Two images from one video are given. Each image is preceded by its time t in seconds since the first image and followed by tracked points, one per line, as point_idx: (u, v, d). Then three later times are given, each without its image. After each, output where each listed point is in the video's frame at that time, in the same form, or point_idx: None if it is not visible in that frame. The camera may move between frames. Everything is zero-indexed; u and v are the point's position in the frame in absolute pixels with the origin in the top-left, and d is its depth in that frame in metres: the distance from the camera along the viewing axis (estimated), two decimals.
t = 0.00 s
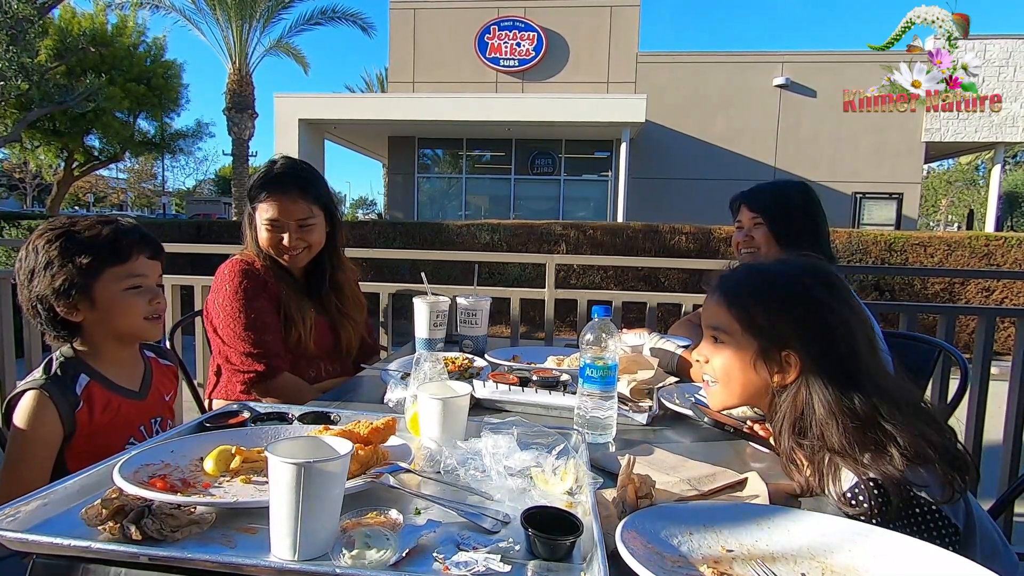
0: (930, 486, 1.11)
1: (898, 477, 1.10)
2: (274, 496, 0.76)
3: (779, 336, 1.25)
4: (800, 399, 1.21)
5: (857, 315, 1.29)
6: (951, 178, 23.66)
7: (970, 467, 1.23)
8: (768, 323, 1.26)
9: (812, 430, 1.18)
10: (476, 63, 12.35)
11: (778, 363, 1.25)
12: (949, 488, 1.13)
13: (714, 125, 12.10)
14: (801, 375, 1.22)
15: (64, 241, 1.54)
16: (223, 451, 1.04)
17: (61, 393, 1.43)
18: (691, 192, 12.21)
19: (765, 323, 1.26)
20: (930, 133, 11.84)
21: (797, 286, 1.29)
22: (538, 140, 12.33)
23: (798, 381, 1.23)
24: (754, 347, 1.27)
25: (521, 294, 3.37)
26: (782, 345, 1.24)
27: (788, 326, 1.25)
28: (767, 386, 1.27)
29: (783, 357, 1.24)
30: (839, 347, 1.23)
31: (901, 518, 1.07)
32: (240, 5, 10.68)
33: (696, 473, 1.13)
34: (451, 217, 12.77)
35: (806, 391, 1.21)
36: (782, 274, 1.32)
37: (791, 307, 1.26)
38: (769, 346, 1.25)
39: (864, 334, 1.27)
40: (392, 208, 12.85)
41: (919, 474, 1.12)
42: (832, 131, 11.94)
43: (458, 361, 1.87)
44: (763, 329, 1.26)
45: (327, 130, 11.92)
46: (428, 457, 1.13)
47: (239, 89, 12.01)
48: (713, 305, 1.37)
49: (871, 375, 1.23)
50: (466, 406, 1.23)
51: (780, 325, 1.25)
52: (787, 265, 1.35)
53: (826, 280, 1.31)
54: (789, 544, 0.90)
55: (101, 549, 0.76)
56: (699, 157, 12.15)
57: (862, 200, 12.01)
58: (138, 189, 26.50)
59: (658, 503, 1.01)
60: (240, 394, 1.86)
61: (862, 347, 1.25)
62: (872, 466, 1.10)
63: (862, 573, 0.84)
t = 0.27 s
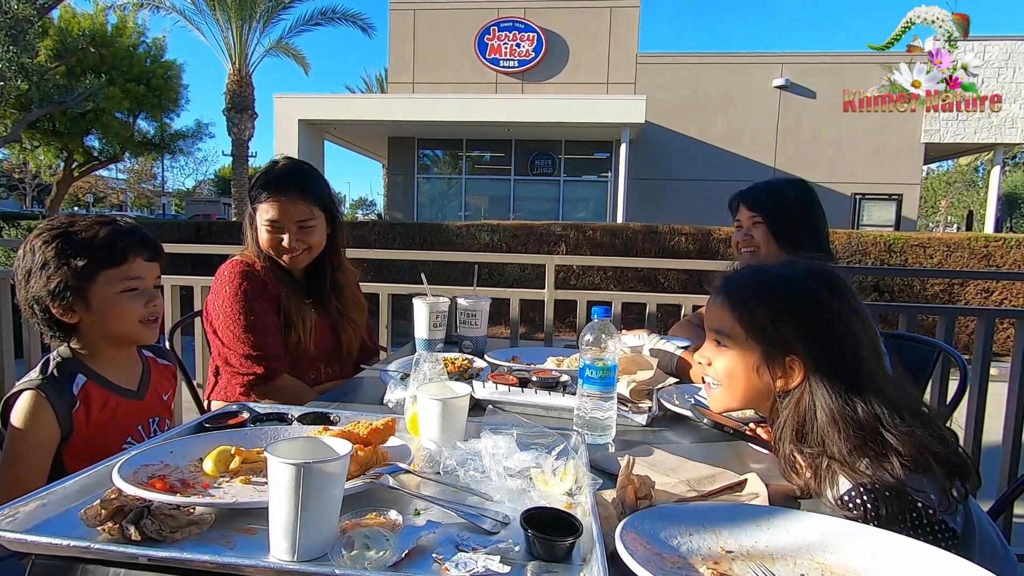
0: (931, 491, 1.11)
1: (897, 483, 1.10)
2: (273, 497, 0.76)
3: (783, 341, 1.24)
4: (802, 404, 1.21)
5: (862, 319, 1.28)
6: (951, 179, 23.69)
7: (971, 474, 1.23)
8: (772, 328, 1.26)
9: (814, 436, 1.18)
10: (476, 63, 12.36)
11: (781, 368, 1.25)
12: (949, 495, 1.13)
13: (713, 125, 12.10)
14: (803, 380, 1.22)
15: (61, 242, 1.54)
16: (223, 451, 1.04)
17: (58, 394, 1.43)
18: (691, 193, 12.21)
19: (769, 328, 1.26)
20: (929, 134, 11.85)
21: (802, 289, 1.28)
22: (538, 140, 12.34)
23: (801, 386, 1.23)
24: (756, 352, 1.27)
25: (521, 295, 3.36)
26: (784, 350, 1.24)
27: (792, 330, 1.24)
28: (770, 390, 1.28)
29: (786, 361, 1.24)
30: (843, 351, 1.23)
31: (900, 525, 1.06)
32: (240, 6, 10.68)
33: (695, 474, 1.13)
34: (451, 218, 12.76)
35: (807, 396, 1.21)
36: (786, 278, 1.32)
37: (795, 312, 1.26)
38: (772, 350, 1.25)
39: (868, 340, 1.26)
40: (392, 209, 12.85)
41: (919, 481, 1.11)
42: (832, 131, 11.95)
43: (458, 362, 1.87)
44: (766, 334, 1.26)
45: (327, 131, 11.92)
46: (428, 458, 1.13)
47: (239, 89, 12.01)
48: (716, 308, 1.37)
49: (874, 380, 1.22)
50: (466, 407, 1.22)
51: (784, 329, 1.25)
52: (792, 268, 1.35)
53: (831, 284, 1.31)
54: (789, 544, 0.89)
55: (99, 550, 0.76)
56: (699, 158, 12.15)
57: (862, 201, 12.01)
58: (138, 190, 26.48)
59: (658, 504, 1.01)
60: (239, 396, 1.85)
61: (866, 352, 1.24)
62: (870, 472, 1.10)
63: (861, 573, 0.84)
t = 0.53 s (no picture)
0: (930, 492, 1.11)
1: (897, 483, 1.09)
2: (272, 498, 0.76)
3: (783, 342, 1.25)
4: (802, 405, 1.21)
5: (864, 321, 1.28)
6: (950, 180, 23.73)
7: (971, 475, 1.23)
8: (772, 330, 1.26)
9: (813, 437, 1.18)
10: (476, 64, 12.36)
11: (781, 369, 1.25)
12: (948, 496, 1.13)
13: (713, 126, 12.11)
14: (804, 381, 1.23)
15: (60, 242, 1.54)
16: (222, 451, 1.04)
17: (57, 393, 1.43)
18: (690, 193, 12.22)
19: (770, 330, 1.26)
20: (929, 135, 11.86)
21: (803, 291, 1.28)
22: (538, 141, 12.35)
23: (801, 387, 1.23)
24: (757, 354, 1.27)
25: (520, 295, 3.36)
26: (786, 351, 1.25)
27: (793, 331, 1.25)
28: (769, 392, 1.28)
29: (787, 363, 1.25)
30: (844, 352, 1.23)
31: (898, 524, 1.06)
32: (240, 6, 10.69)
33: (695, 475, 1.13)
34: (450, 218, 12.77)
35: (808, 397, 1.21)
36: (787, 279, 1.32)
37: (797, 313, 1.26)
38: (774, 351, 1.26)
39: (869, 340, 1.26)
40: (391, 209, 12.85)
41: (918, 481, 1.11)
42: (831, 132, 11.95)
43: (457, 362, 1.86)
44: (766, 335, 1.26)
45: (327, 131, 11.92)
46: (427, 458, 1.13)
47: (239, 90, 12.01)
48: (717, 308, 1.37)
49: (875, 381, 1.22)
50: (465, 407, 1.22)
51: (784, 331, 1.25)
52: (794, 269, 1.35)
53: (834, 285, 1.31)
54: (788, 544, 0.90)
55: (99, 550, 0.76)
56: (698, 159, 12.16)
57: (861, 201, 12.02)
58: (137, 190, 26.45)
59: (657, 504, 1.01)
60: (238, 397, 1.84)
61: (867, 354, 1.24)
62: (867, 473, 1.10)
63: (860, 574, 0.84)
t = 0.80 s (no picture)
0: (930, 492, 1.11)
1: (896, 483, 1.09)
2: (272, 498, 0.76)
3: (788, 340, 1.25)
4: (804, 404, 1.22)
5: (869, 321, 1.28)
6: (949, 181, 23.75)
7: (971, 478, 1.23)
8: (778, 328, 1.26)
9: (814, 436, 1.18)
10: (476, 64, 12.36)
11: (786, 367, 1.26)
12: (947, 497, 1.13)
13: (712, 127, 12.12)
14: (807, 380, 1.23)
15: (59, 242, 1.54)
16: (221, 452, 1.04)
17: (53, 393, 1.43)
18: (690, 194, 12.23)
19: (776, 328, 1.26)
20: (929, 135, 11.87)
21: (809, 290, 1.28)
22: (537, 141, 12.34)
23: (805, 386, 1.23)
24: (761, 351, 1.28)
25: (520, 295, 3.36)
26: (791, 349, 1.25)
27: (797, 330, 1.25)
28: (773, 389, 1.28)
29: (791, 361, 1.25)
30: (848, 352, 1.23)
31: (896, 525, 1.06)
32: (240, 6, 10.69)
33: (694, 476, 1.13)
34: (450, 219, 12.77)
35: (810, 396, 1.21)
36: (793, 277, 1.32)
37: (801, 312, 1.26)
38: (779, 349, 1.26)
39: (874, 340, 1.26)
40: (391, 209, 12.84)
41: (918, 483, 1.11)
42: (831, 132, 11.96)
43: (456, 363, 1.86)
44: (772, 334, 1.27)
45: (327, 131, 11.92)
46: (427, 459, 1.13)
47: (239, 90, 12.01)
48: (723, 306, 1.37)
49: (877, 382, 1.22)
50: (465, 408, 1.22)
51: (789, 329, 1.25)
52: (801, 268, 1.35)
53: (840, 285, 1.31)
54: (787, 544, 0.90)
55: (98, 550, 0.76)
56: (698, 159, 12.16)
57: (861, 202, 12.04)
58: (137, 190, 26.42)
59: (656, 505, 1.01)
60: (238, 398, 1.84)
61: (871, 354, 1.24)
62: (866, 472, 1.10)
63: (859, 573, 0.84)
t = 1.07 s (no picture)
0: (929, 492, 1.10)
1: (894, 482, 1.09)
2: (272, 499, 0.76)
3: (794, 339, 1.24)
4: (807, 402, 1.21)
5: (878, 319, 1.26)
6: (949, 182, 23.77)
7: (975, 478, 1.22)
8: (784, 328, 1.25)
9: (814, 434, 1.18)
10: (476, 64, 12.37)
11: (790, 366, 1.25)
12: (947, 496, 1.12)
13: (713, 127, 12.12)
14: (812, 379, 1.22)
15: (60, 242, 1.54)
16: (221, 453, 1.04)
17: (52, 393, 1.42)
18: (690, 195, 12.23)
19: (782, 327, 1.25)
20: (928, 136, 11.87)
21: (819, 288, 1.26)
22: (537, 141, 12.34)
23: (808, 385, 1.23)
24: (765, 350, 1.27)
25: (520, 296, 3.36)
26: (796, 348, 1.24)
27: (804, 329, 1.24)
28: (776, 388, 1.28)
29: (796, 360, 1.24)
30: (854, 352, 1.21)
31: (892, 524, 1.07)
32: (240, 7, 10.69)
33: (694, 476, 1.13)
34: (450, 219, 12.77)
35: (813, 396, 1.21)
36: (802, 274, 1.30)
37: (808, 311, 1.24)
38: (783, 348, 1.25)
39: (881, 339, 1.24)
40: (391, 210, 12.85)
41: (918, 483, 1.10)
42: (831, 133, 11.96)
43: (456, 363, 1.86)
44: (778, 333, 1.25)
45: (327, 132, 11.92)
46: (427, 460, 1.13)
47: (239, 90, 12.02)
48: (728, 303, 1.36)
49: (883, 381, 1.21)
50: (465, 409, 1.22)
51: (795, 328, 1.24)
52: (812, 264, 1.33)
53: (850, 282, 1.28)
54: (787, 546, 0.90)
55: (97, 551, 0.76)
56: (698, 160, 12.17)
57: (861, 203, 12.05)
58: (136, 190, 26.41)
59: (656, 506, 1.01)
60: (241, 399, 1.84)
61: (878, 353, 1.23)
62: (863, 471, 1.10)
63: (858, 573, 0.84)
